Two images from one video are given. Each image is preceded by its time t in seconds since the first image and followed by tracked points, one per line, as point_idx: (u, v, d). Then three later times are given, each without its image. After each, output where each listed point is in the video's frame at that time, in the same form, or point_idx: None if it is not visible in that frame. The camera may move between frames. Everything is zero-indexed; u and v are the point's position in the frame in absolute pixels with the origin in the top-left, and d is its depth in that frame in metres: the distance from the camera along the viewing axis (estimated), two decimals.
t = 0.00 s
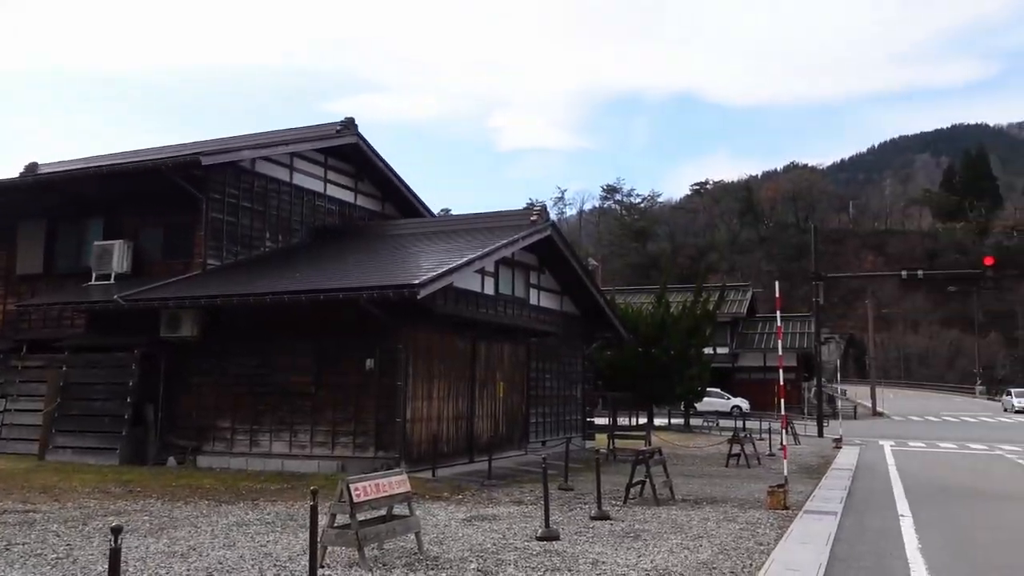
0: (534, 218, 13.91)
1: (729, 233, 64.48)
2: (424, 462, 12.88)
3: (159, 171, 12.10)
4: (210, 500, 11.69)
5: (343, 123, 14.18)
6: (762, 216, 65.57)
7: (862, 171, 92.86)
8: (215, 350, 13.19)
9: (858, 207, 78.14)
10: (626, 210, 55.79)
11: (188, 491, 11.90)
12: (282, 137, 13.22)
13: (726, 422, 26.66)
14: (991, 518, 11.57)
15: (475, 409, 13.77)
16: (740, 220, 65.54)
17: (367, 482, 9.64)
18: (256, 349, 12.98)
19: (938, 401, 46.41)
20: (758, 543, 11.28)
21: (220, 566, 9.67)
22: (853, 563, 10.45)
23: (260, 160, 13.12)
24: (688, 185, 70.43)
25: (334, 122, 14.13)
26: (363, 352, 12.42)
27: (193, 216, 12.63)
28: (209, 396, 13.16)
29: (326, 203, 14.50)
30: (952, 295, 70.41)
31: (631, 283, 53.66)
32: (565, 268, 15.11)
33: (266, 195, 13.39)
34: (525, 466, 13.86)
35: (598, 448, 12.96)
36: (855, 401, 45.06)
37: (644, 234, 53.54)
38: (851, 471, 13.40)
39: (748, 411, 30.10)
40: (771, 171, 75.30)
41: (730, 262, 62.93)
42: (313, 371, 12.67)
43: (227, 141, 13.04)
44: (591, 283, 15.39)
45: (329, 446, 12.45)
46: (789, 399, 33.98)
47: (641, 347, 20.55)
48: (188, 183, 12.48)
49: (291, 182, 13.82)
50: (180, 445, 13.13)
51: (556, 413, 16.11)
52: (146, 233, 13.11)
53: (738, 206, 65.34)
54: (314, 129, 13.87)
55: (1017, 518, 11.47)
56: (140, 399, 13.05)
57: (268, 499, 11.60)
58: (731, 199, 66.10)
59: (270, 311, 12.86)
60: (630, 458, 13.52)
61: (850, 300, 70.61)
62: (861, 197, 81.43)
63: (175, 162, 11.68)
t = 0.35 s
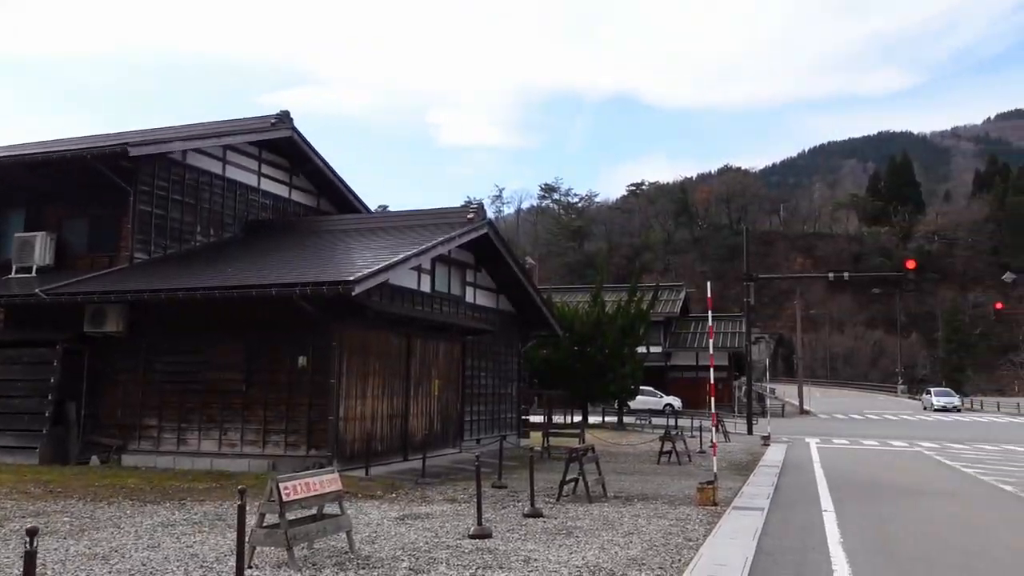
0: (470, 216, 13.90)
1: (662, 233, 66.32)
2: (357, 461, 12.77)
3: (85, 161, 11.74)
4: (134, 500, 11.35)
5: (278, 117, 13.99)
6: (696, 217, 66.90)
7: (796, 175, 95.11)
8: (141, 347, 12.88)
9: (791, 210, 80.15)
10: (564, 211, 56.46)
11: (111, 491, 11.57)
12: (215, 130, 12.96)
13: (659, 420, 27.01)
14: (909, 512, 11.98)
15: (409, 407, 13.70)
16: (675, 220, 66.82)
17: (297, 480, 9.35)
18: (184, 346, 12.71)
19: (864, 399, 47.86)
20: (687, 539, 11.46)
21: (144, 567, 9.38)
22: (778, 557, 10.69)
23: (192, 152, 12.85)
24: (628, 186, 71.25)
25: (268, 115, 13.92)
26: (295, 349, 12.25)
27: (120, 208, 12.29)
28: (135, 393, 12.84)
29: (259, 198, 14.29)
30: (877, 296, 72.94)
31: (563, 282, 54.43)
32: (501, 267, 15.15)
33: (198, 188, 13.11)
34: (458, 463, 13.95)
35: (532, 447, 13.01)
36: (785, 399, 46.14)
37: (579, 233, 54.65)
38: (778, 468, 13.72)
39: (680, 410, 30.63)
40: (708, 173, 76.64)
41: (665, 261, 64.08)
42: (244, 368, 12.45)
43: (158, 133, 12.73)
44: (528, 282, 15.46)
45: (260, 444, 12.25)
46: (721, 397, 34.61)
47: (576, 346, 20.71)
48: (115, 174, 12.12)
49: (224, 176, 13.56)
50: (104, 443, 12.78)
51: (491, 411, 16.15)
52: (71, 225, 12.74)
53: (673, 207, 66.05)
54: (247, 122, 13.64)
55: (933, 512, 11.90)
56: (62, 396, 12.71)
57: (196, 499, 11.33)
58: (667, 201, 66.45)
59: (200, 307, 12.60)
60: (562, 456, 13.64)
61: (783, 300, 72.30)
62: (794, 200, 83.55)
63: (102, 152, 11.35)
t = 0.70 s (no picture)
0: (404, 215, 13.84)
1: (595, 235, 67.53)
2: (285, 461, 12.58)
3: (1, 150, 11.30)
4: (50, 503, 10.93)
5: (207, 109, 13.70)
6: (628, 218, 68.33)
7: (729, 179, 97.18)
8: (59, 344, 12.48)
9: (724, 213, 81.89)
10: (501, 212, 56.86)
11: (26, 493, 11.15)
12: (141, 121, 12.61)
13: (589, 419, 27.29)
14: (828, 508, 12.35)
15: (340, 407, 13.57)
16: (607, 221, 68.36)
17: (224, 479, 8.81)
18: (105, 343, 12.35)
19: (789, 398, 49.22)
20: (615, 536, 11.59)
21: (60, 572, 9.02)
22: (703, 553, 10.89)
23: (115, 144, 12.48)
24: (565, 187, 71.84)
25: (197, 107, 13.62)
26: (222, 347, 12.01)
27: (39, 200, 11.86)
28: (52, 392, 12.43)
29: (187, 192, 13.97)
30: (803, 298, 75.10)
31: (500, 281, 54.79)
32: (434, 266, 15.12)
33: (122, 181, 12.74)
34: (388, 463, 13.89)
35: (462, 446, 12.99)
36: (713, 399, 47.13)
37: (514, 233, 54.78)
38: (705, 466, 13.99)
39: (612, 409, 31.04)
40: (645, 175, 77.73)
41: (597, 262, 65.81)
42: (168, 366, 12.15)
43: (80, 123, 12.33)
44: (461, 281, 15.47)
45: (184, 445, 11.97)
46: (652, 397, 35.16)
47: (508, 345, 20.80)
48: (34, 165, 11.69)
49: (149, 168, 13.21)
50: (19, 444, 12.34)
51: (422, 410, 16.12)
52: None
53: (606, 208, 68.03)
54: (175, 114, 13.32)
55: (852, 509, 12.28)
56: None
57: (116, 500, 10.99)
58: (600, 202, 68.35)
59: (123, 303, 12.25)
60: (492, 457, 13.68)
61: (714, 302, 73.94)
62: (727, 204, 85.40)
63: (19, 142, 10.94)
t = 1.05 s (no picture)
0: (341, 213, 13.70)
1: (535, 237, 67.81)
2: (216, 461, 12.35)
3: None
4: None
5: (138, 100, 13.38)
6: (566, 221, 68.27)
7: (667, 181, 98.58)
8: None
9: (665, 214, 83.04)
10: (439, 211, 56.32)
11: None
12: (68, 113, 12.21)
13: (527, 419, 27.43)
14: (757, 506, 12.63)
15: (273, 406, 13.37)
16: (546, 223, 68.37)
17: (151, 480, 8.18)
18: (30, 341, 11.98)
19: (719, 399, 50.31)
20: (549, 536, 11.64)
21: None
22: (636, 551, 11.01)
23: (40, 135, 12.07)
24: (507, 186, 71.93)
25: (127, 99, 13.29)
26: (152, 345, 11.73)
27: None
28: None
29: (116, 185, 13.62)
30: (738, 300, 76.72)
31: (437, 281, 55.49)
32: (372, 264, 15.01)
33: (47, 174, 12.33)
34: (323, 463, 13.75)
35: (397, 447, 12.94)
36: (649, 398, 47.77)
37: (452, 232, 54.61)
38: (639, 466, 14.18)
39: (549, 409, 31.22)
40: (589, 176, 78.32)
41: (536, 263, 66.20)
42: (94, 366, 11.83)
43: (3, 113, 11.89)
44: (399, 280, 15.38)
45: (110, 446, 11.65)
46: (589, 397, 35.45)
47: (446, 345, 20.77)
48: None
49: (76, 161, 12.82)
50: None
51: (358, 409, 16.00)
52: None
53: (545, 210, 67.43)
54: (103, 105, 12.97)
55: (780, 507, 12.56)
56: None
57: (37, 503, 10.65)
58: (539, 202, 68.28)
59: (47, 300, 11.89)
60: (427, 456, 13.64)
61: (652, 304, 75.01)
62: (667, 206, 86.61)
63: None
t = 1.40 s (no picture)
0: (280, 210, 13.52)
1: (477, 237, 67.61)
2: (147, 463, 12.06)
3: None
4: None
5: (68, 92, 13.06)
6: (509, 223, 68.49)
7: (610, 182, 99.47)
8: None
9: (608, 216, 83.84)
10: (381, 210, 55.91)
11: None
12: None
13: (466, 419, 27.43)
14: (693, 504, 12.84)
15: (207, 407, 13.13)
16: (488, 223, 67.86)
17: (74, 483, 7.77)
18: None
19: (657, 399, 50.97)
20: (487, 536, 11.64)
21: None
22: (573, 550, 11.07)
23: None
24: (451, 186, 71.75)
25: (56, 90, 12.95)
26: (80, 344, 11.41)
27: None
28: None
29: (44, 178, 13.20)
30: (678, 300, 77.89)
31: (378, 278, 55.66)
32: (311, 263, 14.86)
33: None
34: (258, 465, 13.54)
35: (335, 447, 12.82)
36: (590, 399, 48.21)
37: (394, 231, 54.31)
38: (578, 465, 14.30)
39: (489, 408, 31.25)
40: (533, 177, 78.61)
41: (477, 263, 66.24)
42: (19, 365, 11.46)
43: None
44: (338, 279, 15.26)
45: (35, 447, 11.30)
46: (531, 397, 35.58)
47: (386, 344, 20.65)
48: None
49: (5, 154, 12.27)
50: None
51: (295, 409, 15.82)
52: None
53: (488, 210, 67.18)
54: (32, 97, 12.58)
55: (715, 505, 12.78)
56: None
57: None
58: (482, 203, 66.68)
59: None
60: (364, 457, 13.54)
61: (593, 305, 75.69)
62: (610, 207, 87.47)
63: None
